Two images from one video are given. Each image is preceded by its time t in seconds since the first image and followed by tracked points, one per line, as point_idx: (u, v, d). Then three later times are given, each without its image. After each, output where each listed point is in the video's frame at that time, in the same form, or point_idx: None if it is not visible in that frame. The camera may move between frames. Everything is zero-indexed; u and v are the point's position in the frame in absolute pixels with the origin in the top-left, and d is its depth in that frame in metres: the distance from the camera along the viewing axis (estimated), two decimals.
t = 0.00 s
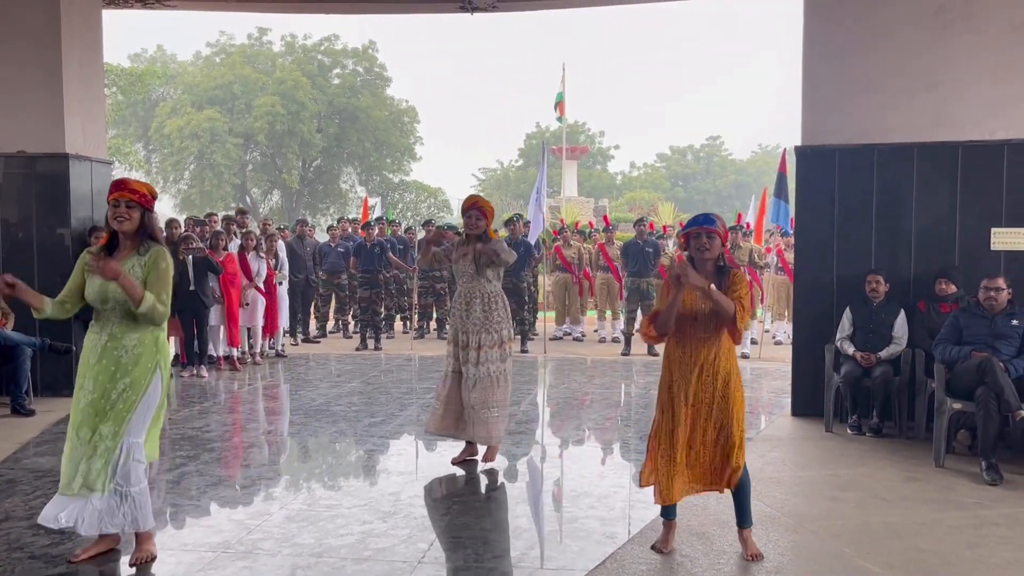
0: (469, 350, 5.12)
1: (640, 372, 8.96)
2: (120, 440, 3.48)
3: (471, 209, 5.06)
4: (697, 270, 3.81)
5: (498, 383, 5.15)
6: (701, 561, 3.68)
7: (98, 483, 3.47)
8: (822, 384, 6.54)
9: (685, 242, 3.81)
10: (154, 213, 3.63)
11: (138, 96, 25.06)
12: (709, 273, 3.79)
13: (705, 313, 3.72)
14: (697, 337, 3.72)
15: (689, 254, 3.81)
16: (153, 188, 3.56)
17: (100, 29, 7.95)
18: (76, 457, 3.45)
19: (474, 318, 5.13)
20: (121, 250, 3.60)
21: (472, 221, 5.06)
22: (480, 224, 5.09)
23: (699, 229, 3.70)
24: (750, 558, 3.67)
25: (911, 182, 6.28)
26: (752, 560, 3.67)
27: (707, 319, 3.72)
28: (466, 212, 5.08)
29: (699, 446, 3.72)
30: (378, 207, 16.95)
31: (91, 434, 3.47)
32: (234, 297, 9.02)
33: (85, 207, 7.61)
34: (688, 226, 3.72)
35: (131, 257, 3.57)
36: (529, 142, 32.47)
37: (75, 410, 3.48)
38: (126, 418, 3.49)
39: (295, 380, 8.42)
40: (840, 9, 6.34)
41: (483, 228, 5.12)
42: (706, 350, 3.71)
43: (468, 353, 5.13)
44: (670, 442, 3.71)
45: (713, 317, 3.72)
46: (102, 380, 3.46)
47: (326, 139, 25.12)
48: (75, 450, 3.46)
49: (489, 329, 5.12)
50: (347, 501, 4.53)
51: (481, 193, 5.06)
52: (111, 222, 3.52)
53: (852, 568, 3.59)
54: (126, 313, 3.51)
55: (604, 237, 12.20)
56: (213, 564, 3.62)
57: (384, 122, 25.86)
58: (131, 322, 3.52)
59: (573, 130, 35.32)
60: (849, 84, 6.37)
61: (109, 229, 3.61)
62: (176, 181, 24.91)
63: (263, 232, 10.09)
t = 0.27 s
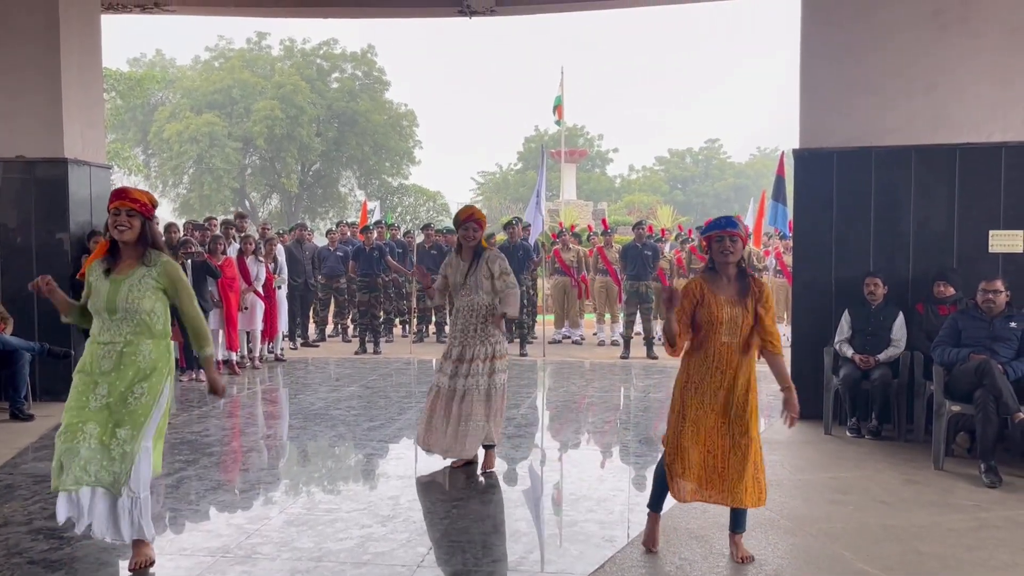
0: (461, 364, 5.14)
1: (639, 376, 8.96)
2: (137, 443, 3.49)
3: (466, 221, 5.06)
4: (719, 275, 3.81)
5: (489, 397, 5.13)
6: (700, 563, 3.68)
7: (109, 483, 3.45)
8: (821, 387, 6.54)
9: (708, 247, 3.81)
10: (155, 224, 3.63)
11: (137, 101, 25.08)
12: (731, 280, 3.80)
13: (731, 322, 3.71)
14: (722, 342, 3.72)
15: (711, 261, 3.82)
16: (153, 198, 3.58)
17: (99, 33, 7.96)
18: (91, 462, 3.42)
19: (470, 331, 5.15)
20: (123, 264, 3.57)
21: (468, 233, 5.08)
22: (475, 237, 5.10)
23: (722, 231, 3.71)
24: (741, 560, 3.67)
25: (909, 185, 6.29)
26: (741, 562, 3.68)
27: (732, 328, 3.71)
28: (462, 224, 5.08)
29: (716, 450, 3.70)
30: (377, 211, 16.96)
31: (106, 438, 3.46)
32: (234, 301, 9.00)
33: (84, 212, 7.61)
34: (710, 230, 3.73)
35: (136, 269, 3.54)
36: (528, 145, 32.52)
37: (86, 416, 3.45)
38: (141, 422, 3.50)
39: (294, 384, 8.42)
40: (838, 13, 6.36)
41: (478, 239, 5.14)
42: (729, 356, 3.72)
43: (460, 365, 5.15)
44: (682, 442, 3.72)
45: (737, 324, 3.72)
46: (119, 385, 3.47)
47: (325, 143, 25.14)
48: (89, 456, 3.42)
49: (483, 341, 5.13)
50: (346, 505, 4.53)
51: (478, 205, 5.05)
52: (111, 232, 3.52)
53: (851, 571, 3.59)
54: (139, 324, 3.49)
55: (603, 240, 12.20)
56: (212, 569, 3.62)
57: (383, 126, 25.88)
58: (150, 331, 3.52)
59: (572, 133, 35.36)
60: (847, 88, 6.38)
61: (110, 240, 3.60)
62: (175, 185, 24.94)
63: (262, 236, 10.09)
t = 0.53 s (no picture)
0: (468, 361, 5.11)
1: (638, 380, 8.96)
2: (139, 446, 3.47)
3: (472, 225, 5.06)
4: (727, 277, 3.81)
5: (497, 395, 5.12)
6: (699, 567, 3.68)
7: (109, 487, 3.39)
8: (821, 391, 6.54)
9: (716, 248, 3.83)
10: (154, 231, 3.64)
11: (137, 106, 25.11)
12: (739, 282, 3.78)
13: (735, 321, 3.71)
14: (722, 338, 3.72)
15: (719, 261, 3.84)
16: (152, 204, 3.60)
17: (99, 39, 7.97)
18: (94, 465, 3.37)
19: (476, 328, 5.11)
20: (122, 268, 3.57)
21: (473, 237, 5.09)
22: (480, 240, 5.12)
23: (729, 232, 3.71)
24: (742, 563, 3.68)
25: (908, 188, 6.30)
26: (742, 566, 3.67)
27: (737, 323, 3.71)
28: (469, 228, 5.08)
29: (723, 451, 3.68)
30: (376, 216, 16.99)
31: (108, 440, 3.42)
32: (233, 306, 8.98)
33: (83, 217, 7.61)
34: (720, 231, 3.75)
35: (136, 273, 3.56)
36: (527, 149, 32.57)
37: (87, 418, 3.40)
38: (142, 425, 3.48)
39: (294, 389, 8.42)
40: (836, 17, 6.37)
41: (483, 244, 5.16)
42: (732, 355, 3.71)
43: (466, 363, 5.12)
44: (689, 440, 3.74)
45: (743, 321, 3.72)
46: (118, 386, 3.45)
47: (324, 147, 25.16)
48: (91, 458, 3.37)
49: (489, 340, 5.11)
50: (346, 510, 4.53)
51: (484, 211, 5.05)
52: (108, 235, 3.52)
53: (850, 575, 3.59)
54: (140, 326, 3.50)
55: (602, 244, 12.20)
56: (212, 574, 3.62)
57: (383, 130, 25.91)
58: (150, 332, 3.52)
59: (571, 137, 35.42)
60: (845, 92, 6.39)
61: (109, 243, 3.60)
62: (175, 190, 24.97)
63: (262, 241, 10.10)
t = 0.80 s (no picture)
0: (475, 376, 5.10)
1: (638, 384, 8.96)
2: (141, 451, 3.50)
3: (471, 236, 5.08)
4: (708, 284, 3.80)
5: (507, 409, 5.14)
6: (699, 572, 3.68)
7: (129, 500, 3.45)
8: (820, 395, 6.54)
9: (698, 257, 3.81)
10: (153, 233, 3.64)
11: (137, 111, 25.15)
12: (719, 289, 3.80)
13: (710, 328, 3.73)
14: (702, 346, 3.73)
15: (700, 270, 3.82)
16: (152, 208, 3.58)
17: (98, 44, 7.98)
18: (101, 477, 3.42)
19: (481, 344, 5.11)
20: (124, 269, 3.61)
21: (474, 248, 5.07)
22: (482, 250, 5.09)
23: (712, 245, 3.69)
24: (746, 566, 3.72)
25: (907, 193, 6.31)
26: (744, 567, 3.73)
27: (714, 331, 3.73)
28: (468, 239, 5.10)
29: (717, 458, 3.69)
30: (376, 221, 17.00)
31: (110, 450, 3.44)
32: (232, 311, 9.00)
33: (83, 223, 7.62)
34: (701, 244, 3.73)
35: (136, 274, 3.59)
36: (527, 154, 32.61)
37: (86, 429, 3.44)
38: (139, 429, 3.49)
39: (293, 394, 8.41)
40: (834, 22, 6.38)
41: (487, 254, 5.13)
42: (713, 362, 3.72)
43: (473, 379, 5.10)
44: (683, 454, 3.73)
45: (718, 328, 3.74)
46: (108, 393, 3.46)
47: (324, 153, 25.18)
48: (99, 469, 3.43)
49: (494, 353, 5.13)
50: (346, 515, 4.52)
51: (483, 220, 5.10)
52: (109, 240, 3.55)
53: None
54: (129, 323, 3.50)
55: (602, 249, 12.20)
56: None
57: (383, 135, 25.93)
58: (137, 332, 3.51)
59: (570, 141, 35.45)
60: (844, 96, 6.40)
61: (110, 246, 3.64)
62: (175, 195, 24.99)
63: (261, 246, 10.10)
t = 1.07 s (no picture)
0: (478, 376, 5.09)
1: (637, 389, 8.96)
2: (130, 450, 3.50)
3: (465, 236, 5.06)
4: (686, 286, 3.84)
5: (512, 409, 5.14)
6: None
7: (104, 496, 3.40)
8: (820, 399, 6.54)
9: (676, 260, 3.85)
10: (148, 241, 3.64)
11: (136, 117, 25.18)
12: (698, 290, 3.82)
13: (691, 327, 3.75)
14: (683, 345, 3.75)
15: (679, 272, 3.85)
16: (146, 216, 3.60)
17: (97, 50, 7.99)
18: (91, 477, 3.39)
19: (481, 342, 5.10)
20: (114, 280, 3.58)
21: (469, 248, 5.04)
22: (477, 250, 5.06)
23: (689, 249, 3.72)
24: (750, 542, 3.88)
25: (905, 197, 6.31)
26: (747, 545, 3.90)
27: (694, 331, 3.75)
28: (463, 239, 5.08)
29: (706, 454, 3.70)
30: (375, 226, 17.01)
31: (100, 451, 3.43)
32: (231, 317, 9.00)
33: (82, 228, 7.62)
34: (677, 250, 3.74)
35: (129, 283, 3.56)
36: (526, 159, 32.65)
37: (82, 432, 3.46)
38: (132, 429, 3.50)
39: (293, 400, 8.41)
40: (831, 27, 6.40)
41: (486, 253, 5.09)
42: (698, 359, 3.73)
43: (476, 379, 5.09)
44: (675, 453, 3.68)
45: (699, 328, 3.75)
46: (103, 393, 3.47)
47: (324, 158, 25.21)
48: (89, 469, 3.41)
49: (493, 353, 5.12)
50: (345, 521, 4.51)
51: (474, 218, 5.07)
52: (102, 248, 3.53)
53: None
54: (126, 329, 3.51)
55: (601, 253, 12.20)
56: None
57: (382, 141, 25.96)
58: (132, 337, 3.54)
59: (570, 146, 35.49)
60: (840, 100, 6.42)
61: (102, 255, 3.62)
62: (175, 201, 25.01)
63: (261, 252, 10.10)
